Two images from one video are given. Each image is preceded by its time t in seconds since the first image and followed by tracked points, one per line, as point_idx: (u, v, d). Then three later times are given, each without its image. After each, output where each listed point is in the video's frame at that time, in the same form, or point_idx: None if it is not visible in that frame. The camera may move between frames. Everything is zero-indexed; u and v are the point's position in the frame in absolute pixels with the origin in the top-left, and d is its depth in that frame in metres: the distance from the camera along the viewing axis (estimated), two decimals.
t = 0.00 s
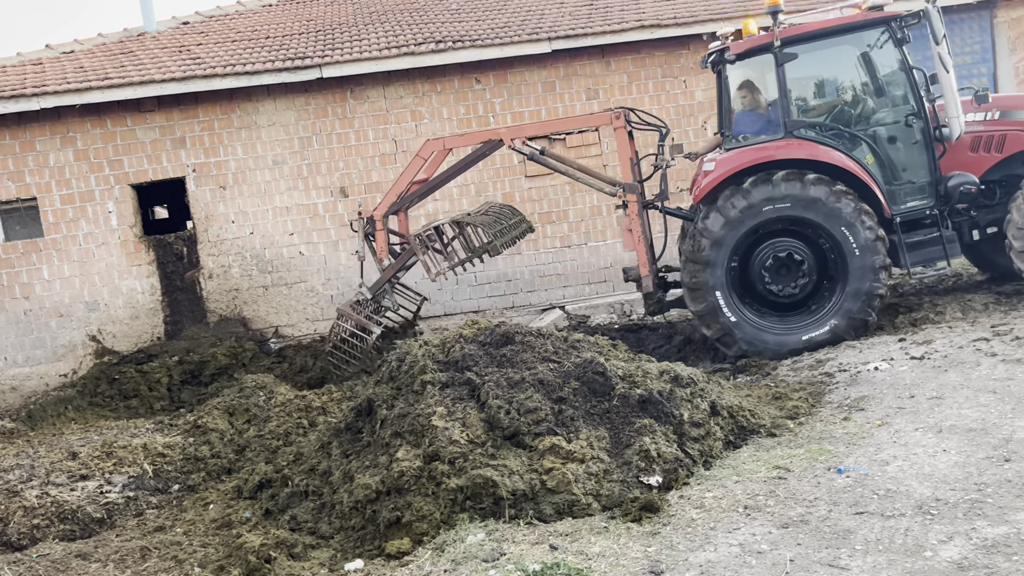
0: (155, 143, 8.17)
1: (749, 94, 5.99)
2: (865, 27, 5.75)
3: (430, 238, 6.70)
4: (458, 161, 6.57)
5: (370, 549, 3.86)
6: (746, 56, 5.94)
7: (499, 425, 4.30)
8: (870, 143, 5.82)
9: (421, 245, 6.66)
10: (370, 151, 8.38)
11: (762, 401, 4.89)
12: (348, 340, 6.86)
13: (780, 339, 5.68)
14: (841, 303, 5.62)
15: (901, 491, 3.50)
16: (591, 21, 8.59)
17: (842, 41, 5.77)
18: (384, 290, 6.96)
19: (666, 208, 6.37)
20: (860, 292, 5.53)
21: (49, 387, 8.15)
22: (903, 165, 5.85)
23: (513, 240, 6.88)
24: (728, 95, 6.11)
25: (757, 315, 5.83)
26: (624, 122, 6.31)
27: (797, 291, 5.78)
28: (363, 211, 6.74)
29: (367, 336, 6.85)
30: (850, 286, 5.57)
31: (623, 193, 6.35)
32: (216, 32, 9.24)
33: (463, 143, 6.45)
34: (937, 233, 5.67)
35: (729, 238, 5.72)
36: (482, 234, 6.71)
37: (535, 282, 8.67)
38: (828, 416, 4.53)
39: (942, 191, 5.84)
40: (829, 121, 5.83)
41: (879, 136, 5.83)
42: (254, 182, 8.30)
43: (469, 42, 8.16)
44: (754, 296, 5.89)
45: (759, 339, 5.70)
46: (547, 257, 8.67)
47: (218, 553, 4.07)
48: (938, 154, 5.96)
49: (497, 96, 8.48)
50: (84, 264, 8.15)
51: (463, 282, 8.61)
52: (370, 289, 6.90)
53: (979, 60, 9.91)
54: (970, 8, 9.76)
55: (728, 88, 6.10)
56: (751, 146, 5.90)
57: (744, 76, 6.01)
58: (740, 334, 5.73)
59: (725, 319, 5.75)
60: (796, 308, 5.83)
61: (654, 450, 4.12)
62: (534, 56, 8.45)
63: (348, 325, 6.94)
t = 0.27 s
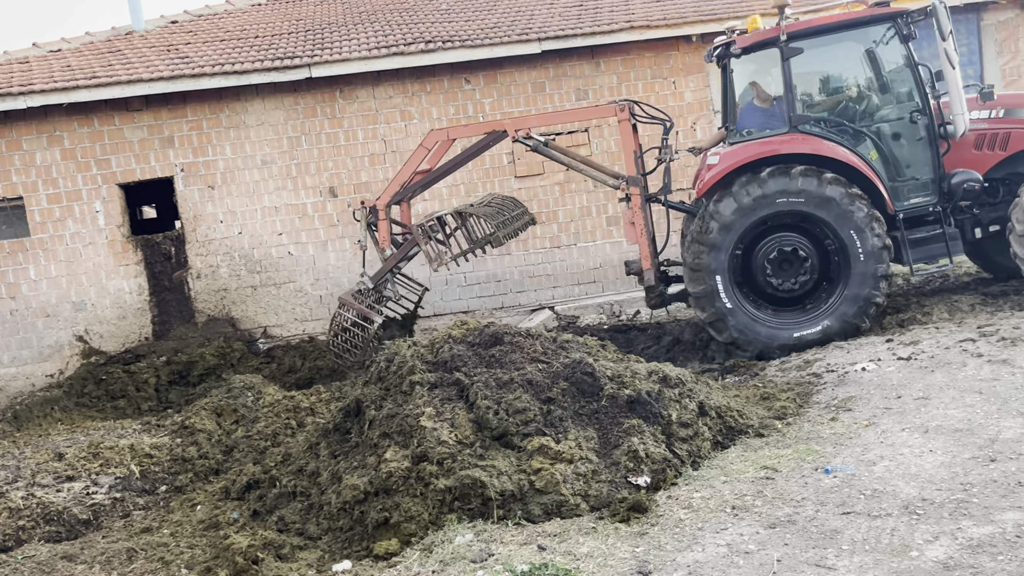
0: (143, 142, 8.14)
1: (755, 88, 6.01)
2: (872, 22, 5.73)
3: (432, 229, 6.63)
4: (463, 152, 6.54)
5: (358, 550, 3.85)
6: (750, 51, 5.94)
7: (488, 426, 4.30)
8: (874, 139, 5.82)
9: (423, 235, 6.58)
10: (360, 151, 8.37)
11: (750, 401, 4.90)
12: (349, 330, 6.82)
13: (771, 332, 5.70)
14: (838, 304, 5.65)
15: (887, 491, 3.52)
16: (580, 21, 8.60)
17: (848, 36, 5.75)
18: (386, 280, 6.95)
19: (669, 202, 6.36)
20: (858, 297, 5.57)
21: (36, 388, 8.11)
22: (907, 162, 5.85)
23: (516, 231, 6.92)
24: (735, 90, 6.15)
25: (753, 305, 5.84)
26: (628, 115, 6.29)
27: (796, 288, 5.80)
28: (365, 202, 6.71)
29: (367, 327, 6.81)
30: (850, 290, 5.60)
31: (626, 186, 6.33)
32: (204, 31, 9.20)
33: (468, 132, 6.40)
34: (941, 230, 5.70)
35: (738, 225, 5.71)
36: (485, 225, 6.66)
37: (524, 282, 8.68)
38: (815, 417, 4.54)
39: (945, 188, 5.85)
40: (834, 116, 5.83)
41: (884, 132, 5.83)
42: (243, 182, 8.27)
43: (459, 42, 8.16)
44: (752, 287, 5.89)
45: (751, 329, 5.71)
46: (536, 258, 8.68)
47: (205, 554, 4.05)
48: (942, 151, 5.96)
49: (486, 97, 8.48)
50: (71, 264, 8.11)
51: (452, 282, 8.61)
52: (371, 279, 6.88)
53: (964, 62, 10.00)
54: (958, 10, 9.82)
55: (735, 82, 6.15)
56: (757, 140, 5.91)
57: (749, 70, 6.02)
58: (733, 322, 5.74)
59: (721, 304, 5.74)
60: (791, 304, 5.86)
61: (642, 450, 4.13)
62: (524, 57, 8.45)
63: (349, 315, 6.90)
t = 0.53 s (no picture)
0: (132, 142, 8.11)
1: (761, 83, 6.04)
2: (880, 18, 5.71)
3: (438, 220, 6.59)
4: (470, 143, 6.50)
5: (348, 551, 3.84)
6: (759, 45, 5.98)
7: (478, 427, 4.30)
8: (881, 135, 5.81)
9: (428, 227, 6.54)
10: (350, 151, 8.35)
11: (740, 402, 4.92)
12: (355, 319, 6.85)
13: (764, 324, 5.69)
14: (835, 307, 5.64)
15: (875, 491, 3.53)
16: (571, 22, 8.61)
17: (856, 32, 5.75)
18: (390, 271, 6.94)
19: (675, 196, 6.35)
20: (857, 303, 5.56)
21: (24, 388, 8.06)
22: (914, 158, 5.85)
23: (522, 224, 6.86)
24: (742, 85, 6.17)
25: (751, 293, 5.83)
26: (636, 108, 6.27)
27: (796, 285, 5.79)
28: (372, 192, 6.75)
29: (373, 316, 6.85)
30: (849, 295, 5.59)
31: (632, 179, 6.32)
32: (194, 30, 9.17)
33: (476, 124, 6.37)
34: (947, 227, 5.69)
35: (752, 212, 5.68)
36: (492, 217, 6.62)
37: (515, 282, 8.68)
38: (804, 417, 4.56)
39: (952, 185, 5.83)
40: (841, 112, 5.83)
41: (891, 128, 5.83)
42: (233, 182, 8.25)
43: (450, 42, 8.16)
44: (754, 277, 5.88)
45: (746, 317, 5.71)
46: (526, 258, 8.68)
47: (193, 555, 4.04)
48: (950, 148, 5.92)
49: (477, 97, 8.48)
50: (59, 264, 8.07)
51: (443, 283, 8.60)
52: (376, 270, 6.89)
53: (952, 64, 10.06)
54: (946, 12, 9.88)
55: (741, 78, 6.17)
56: (764, 135, 5.91)
57: (757, 65, 6.06)
58: (729, 308, 5.73)
59: (720, 288, 5.74)
60: (789, 299, 5.84)
61: (631, 451, 4.13)
62: (515, 57, 8.46)
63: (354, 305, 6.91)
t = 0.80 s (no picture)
0: (123, 142, 8.08)
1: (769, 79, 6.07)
2: (892, 14, 5.72)
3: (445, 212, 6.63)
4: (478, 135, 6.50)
5: (339, 551, 3.84)
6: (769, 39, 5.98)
7: (469, 427, 4.30)
8: (891, 131, 5.83)
9: (435, 219, 6.59)
10: (341, 151, 8.34)
11: (731, 402, 4.93)
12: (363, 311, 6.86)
13: (759, 313, 5.71)
14: (832, 308, 5.65)
15: (865, 490, 3.55)
16: (563, 23, 8.62)
17: (867, 27, 5.75)
18: (397, 262, 6.92)
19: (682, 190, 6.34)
20: (855, 307, 5.57)
21: (13, 389, 8.02)
22: (923, 154, 5.85)
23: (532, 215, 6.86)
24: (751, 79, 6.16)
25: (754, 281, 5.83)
26: (645, 102, 6.24)
27: (799, 279, 5.81)
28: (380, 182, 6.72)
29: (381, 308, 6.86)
30: (849, 299, 5.60)
31: (641, 173, 6.30)
32: (185, 30, 9.15)
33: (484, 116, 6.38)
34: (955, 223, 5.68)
35: (771, 199, 5.67)
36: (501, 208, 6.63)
37: (506, 283, 8.68)
38: (795, 417, 4.58)
39: (961, 181, 5.84)
40: (851, 107, 5.83)
41: (901, 124, 5.83)
42: (224, 182, 8.23)
43: (441, 43, 8.15)
44: (759, 265, 5.88)
45: (743, 302, 5.72)
46: (518, 259, 8.68)
47: (184, 556, 4.02)
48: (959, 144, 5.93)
49: (469, 98, 8.48)
50: (49, 264, 8.03)
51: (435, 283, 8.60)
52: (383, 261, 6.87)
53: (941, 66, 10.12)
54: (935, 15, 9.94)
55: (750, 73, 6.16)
56: (772, 129, 5.92)
57: (767, 60, 6.07)
58: (729, 290, 5.74)
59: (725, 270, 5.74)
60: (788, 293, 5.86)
61: (623, 450, 4.14)
62: (507, 58, 8.47)
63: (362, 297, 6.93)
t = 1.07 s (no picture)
0: (115, 142, 8.05)
1: (780, 76, 6.08)
2: (904, 11, 5.71)
3: (448, 196, 6.66)
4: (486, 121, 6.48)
5: (331, 552, 3.84)
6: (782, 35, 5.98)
7: (462, 428, 4.30)
8: (902, 128, 5.77)
9: (439, 201, 6.62)
10: (334, 151, 8.33)
11: (723, 403, 4.94)
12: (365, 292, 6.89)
13: (758, 301, 5.71)
14: (831, 308, 5.67)
15: (856, 491, 3.56)
16: (556, 24, 8.62)
17: (879, 24, 5.73)
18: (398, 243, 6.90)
19: (691, 186, 6.32)
20: (854, 312, 5.59)
21: (4, 390, 7.98)
22: (934, 151, 5.80)
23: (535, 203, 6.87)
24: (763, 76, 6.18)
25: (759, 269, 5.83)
26: (655, 96, 6.20)
27: (805, 275, 5.81)
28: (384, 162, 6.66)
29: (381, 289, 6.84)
30: (849, 304, 5.63)
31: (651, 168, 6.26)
32: (178, 30, 9.12)
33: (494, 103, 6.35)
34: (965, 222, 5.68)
35: (794, 190, 5.67)
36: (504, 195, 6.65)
37: (499, 284, 8.68)
38: (787, 418, 4.59)
39: (971, 179, 5.81)
40: (863, 105, 5.77)
41: (912, 121, 5.78)
42: (217, 182, 8.21)
43: (435, 43, 8.15)
44: (767, 255, 5.88)
45: (746, 288, 5.72)
46: (511, 259, 8.68)
47: (176, 557, 4.01)
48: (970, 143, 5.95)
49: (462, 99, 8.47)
50: (40, 264, 7.99)
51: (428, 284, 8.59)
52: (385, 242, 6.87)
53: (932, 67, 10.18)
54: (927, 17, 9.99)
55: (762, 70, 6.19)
56: (784, 125, 5.87)
57: (778, 57, 6.07)
58: (734, 274, 5.74)
59: (734, 253, 5.73)
60: (790, 288, 5.87)
61: (615, 451, 4.15)
62: (500, 59, 8.47)
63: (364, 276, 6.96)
